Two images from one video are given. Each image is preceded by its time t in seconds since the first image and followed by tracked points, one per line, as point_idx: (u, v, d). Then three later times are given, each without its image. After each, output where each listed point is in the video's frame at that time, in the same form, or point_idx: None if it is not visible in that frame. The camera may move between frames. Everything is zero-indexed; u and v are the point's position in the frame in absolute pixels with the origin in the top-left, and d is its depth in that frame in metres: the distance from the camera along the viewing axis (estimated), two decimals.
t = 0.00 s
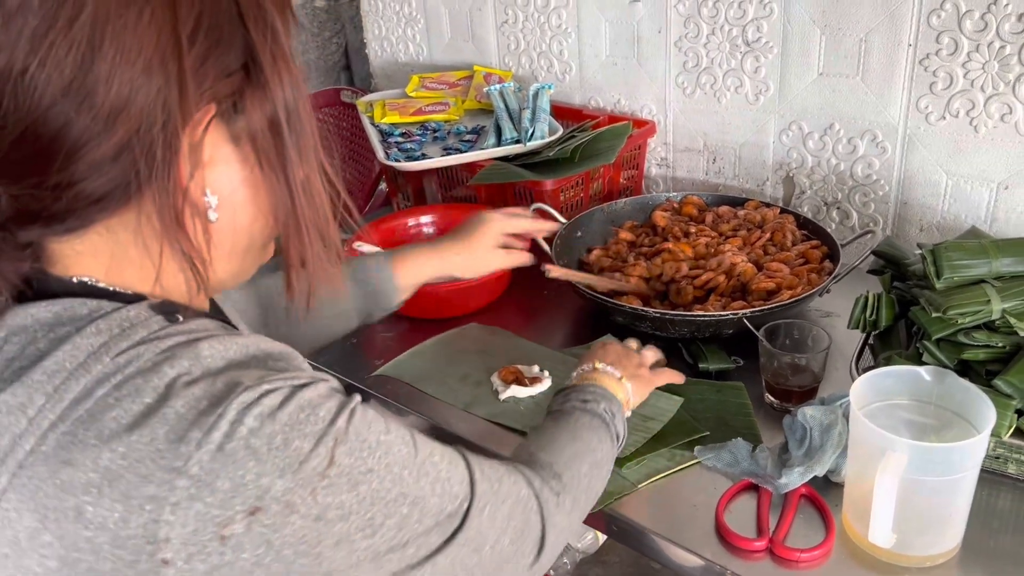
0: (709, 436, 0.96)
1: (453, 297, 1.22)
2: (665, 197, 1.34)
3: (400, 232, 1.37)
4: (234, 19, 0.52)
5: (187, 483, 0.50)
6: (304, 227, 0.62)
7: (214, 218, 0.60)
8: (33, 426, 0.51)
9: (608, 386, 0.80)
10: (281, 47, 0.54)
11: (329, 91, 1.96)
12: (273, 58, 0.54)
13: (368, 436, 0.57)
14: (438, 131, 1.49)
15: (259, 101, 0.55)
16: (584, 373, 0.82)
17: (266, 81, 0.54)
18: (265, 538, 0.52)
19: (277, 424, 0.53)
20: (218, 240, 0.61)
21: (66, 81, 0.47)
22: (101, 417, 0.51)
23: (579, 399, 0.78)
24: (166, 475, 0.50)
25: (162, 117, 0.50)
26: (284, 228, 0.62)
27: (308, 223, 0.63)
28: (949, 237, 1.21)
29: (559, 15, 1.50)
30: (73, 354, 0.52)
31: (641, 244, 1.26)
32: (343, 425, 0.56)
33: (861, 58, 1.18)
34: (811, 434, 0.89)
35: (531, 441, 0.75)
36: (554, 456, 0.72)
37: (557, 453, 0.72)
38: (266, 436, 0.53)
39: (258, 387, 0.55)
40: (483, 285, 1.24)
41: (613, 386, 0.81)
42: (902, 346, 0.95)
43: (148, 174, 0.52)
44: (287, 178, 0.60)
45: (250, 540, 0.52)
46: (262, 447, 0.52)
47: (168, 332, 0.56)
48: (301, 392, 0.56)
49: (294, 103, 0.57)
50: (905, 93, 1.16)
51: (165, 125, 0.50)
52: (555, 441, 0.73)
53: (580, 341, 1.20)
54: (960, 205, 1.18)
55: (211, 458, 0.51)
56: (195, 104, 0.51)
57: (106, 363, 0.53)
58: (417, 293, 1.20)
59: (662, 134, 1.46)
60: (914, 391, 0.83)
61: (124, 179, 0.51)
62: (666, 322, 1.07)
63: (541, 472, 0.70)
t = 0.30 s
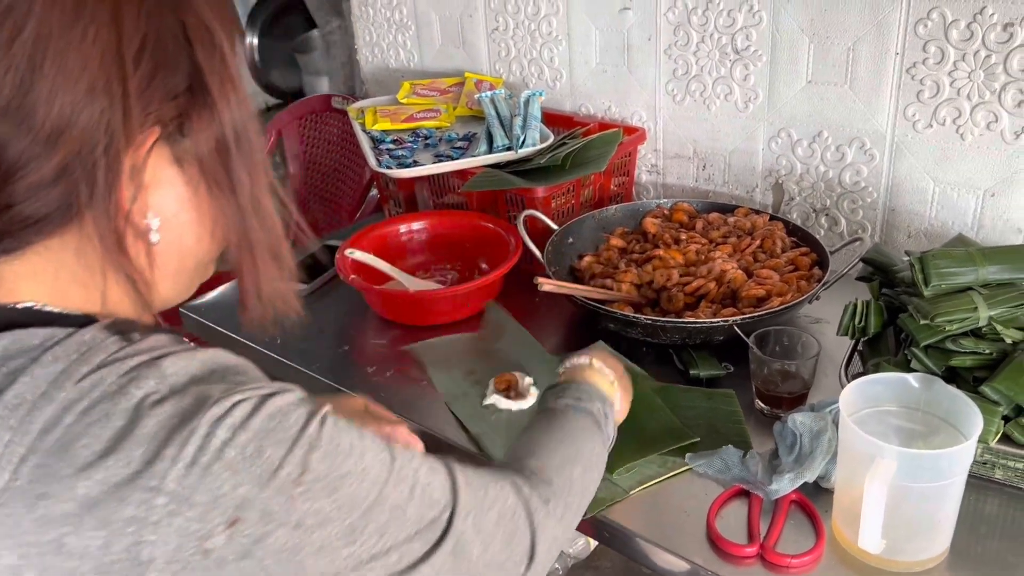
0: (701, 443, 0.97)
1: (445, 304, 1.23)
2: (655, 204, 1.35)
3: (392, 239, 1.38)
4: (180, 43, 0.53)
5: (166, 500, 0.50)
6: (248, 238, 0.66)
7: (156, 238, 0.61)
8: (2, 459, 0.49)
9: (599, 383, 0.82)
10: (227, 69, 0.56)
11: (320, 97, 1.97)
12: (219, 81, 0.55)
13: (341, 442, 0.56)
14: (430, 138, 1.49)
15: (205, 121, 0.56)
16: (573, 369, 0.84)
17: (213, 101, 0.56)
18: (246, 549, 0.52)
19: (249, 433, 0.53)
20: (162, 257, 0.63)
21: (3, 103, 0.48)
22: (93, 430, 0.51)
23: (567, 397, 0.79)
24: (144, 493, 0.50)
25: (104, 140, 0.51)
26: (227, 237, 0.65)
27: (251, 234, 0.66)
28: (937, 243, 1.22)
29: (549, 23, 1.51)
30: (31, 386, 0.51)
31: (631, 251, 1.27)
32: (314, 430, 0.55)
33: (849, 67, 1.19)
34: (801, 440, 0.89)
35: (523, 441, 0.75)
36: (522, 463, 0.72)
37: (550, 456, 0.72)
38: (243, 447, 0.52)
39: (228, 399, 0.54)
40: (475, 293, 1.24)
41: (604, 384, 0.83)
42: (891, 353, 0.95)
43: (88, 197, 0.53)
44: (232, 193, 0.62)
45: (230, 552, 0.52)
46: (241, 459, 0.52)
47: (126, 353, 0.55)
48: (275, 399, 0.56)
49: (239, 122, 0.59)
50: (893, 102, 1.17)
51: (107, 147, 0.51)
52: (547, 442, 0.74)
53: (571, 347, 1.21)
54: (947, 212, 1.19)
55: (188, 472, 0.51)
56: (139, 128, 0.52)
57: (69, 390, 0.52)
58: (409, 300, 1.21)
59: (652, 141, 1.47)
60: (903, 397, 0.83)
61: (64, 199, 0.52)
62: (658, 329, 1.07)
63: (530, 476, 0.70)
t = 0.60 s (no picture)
0: (686, 448, 0.98)
1: (436, 312, 1.24)
2: (641, 211, 1.37)
3: (382, 246, 1.39)
4: (95, 65, 0.54)
5: (19, 553, 0.53)
6: (162, 271, 0.64)
7: (67, 263, 0.59)
8: None
9: (500, 497, 0.83)
10: (146, 92, 0.56)
11: (309, 105, 1.99)
12: (134, 104, 0.56)
13: (224, 541, 0.59)
14: (419, 147, 1.51)
15: (117, 146, 0.56)
16: (475, 481, 0.84)
17: (124, 125, 0.56)
18: None
19: (126, 502, 0.56)
20: (74, 289, 0.61)
21: None
22: (26, 463, 0.55)
23: (460, 518, 0.79)
24: None
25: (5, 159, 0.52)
26: (141, 274, 0.64)
27: (166, 267, 0.64)
28: (917, 250, 1.24)
29: (536, 33, 1.53)
30: None
31: (618, 259, 1.29)
32: (199, 521, 0.58)
33: (830, 77, 1.22)
34: (783, 445, 0.91)
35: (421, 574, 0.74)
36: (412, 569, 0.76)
37: None
38: (110, 514, 0.55)
39: (110, 454, 0.56)
40: (464, 300, 1.26)
41: (505, 501, 0.83)
42: (870, 358, 0.98)
43: None
44: (144, 226, 0.61)
45: None
46: (103, 525, 0.55)
47: (21, 386, 0.59)
48: (162, 471, 0.58)
49: (157, 147, 0.58)
50: (873, 112, 1.20)
51: (7, 168, 0.53)
52: None
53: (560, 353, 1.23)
54: (927, 219, 1.21)
55: (46, 528, 0.54)
56: (41, 146, 0.53)
57: None
58: (399, 307, 1.22)
59: (638, 150, 1.50)
60: (882, 402, 0.85)
61: None
62: (643, 336, 1.09)
63: None
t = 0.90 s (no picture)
0: (669, 453, 1.00)
1: (422, 321, 1.25)
2: (625, 219, 1.39)
3: (368, 255, 1.40)
4: (62, 89, 0.56)
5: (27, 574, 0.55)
6: (145, 287, 0.66)
7: (51, 287, 0.62)
8: None
9: (478, 484, 0.84)
10: (115, 111, 0.58)
11: (294, 114, 2.00)
12: (104, 123, 0.57)
13: (224, 545, 0.60)
14: (404, 156, 1.52)
15: (89, 170, 0.58)
16: (455, 467, 0.86)
17: (96, 147, 0.58)
18: None
19: (129, 518, 0.57)
20: (58, 309, 0.64)
21: None
22: (10, 482, 0.55)
23: (437, 502, 0.81)
24: (6, 564, 0.55)
25: None
26: (127, 293, 0.66)
27: (149, 282, 0.66)
28: (895, 256, 1.27)
29: (520, 42, 1.55)
30: None
31: (602, 267, 1.30)
32: (200, 529, 0.59)
33: (809, 87, 1.23)
34: (764, 449, 0.93)
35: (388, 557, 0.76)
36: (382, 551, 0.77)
37: None
38: (117, 531, 0.56)
39: (110, 473, 0.57)
40: (451, 308, 1.27)
41: (483, 487, 0.84)
42: (849, 364, 1.00)
43: None
44: (125, 246, 0.63)
45: None
46: (110, 541, 0.56)
47: (9, 409, 0.59)
48: (159, 483, 0.59)
49: (131, 164, 0.60)
50: (851, 120, 1.21)
51: None
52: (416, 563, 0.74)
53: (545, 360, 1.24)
54: (904, 226, 1.23)
55: (54, 550, 0.55)
56: (15, 178, 0.55)
57: None
58: (385, 317, 1.22)
59: (622, 158, 1.52)
60: (860, 408, 0.87)
61: None
62: (627, 343, 1.11)
63: None
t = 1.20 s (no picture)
0: (661, 454, 1.00)
1: (412, 324, 1.25)
2: (614, 221, 1.39)
3: (358, 258, 1.40)
4: (66, 93, 0.55)
5: None
6: (148, 293, 0.66)
7: (50, 291, 0.62)
8: None
9: (442, 502, 0.84)
10: (119, 117, 0.58)
11: (283, 117, 1.99)
12: (108, 129, 0.57)
13: (209, 563, 0.60)
14: (394, 158, 1.52)
15: (91, 175, 0.58)
16: (418, 483, 0.85)
17: (99, 153, 0.57)
18: None
19: (119, 528, 0.56)
20: (57, 313, 0.64)
21: None
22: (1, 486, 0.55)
23: (403, 525, 0.80)
24: None
25: None
26: (130, 300, 0.66)
27: (153, 288, 0.66)
28: (883, 256, 1.28)
29: (509, 45, 1.55)
30: None
31: (592, 268, 1.31)
32: (189, 544, 0.59)
33: (796, 88, 1.24)
34: (755, 449, 0.93)
35: None
36: None
37: None
38: (106, 541, 0.56)
39: (103, 480, 0.57)
40: (441, 311, 1.27)
41: (447, 504, 0.84)
42: (838, 363, 1.00)
43: None
44: (129, 252, 0.63)
45: None
46: (99, 550, 0.56)
47: (2, 414, 0.58)
48: (149, 494, 0.58)
49: (134, 171, 0.60)
50: (838, 121, 1.22)
51: None
52: None
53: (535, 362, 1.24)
54: (892, 226, 1.24)
55: (43, 556, 0.54)
56: (16, 181, 0.55)
57: None
58: (375, 319, 1.22)
59: (611, 160, 1.52)
60: (850, 407, 0.88)
61: None
62: (618, 344, 1.11)
63: None
